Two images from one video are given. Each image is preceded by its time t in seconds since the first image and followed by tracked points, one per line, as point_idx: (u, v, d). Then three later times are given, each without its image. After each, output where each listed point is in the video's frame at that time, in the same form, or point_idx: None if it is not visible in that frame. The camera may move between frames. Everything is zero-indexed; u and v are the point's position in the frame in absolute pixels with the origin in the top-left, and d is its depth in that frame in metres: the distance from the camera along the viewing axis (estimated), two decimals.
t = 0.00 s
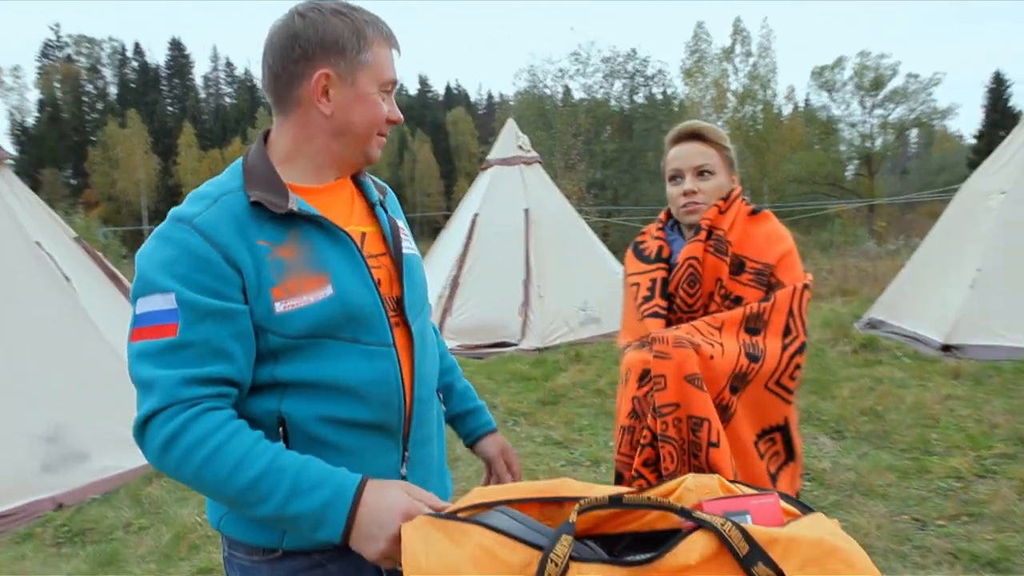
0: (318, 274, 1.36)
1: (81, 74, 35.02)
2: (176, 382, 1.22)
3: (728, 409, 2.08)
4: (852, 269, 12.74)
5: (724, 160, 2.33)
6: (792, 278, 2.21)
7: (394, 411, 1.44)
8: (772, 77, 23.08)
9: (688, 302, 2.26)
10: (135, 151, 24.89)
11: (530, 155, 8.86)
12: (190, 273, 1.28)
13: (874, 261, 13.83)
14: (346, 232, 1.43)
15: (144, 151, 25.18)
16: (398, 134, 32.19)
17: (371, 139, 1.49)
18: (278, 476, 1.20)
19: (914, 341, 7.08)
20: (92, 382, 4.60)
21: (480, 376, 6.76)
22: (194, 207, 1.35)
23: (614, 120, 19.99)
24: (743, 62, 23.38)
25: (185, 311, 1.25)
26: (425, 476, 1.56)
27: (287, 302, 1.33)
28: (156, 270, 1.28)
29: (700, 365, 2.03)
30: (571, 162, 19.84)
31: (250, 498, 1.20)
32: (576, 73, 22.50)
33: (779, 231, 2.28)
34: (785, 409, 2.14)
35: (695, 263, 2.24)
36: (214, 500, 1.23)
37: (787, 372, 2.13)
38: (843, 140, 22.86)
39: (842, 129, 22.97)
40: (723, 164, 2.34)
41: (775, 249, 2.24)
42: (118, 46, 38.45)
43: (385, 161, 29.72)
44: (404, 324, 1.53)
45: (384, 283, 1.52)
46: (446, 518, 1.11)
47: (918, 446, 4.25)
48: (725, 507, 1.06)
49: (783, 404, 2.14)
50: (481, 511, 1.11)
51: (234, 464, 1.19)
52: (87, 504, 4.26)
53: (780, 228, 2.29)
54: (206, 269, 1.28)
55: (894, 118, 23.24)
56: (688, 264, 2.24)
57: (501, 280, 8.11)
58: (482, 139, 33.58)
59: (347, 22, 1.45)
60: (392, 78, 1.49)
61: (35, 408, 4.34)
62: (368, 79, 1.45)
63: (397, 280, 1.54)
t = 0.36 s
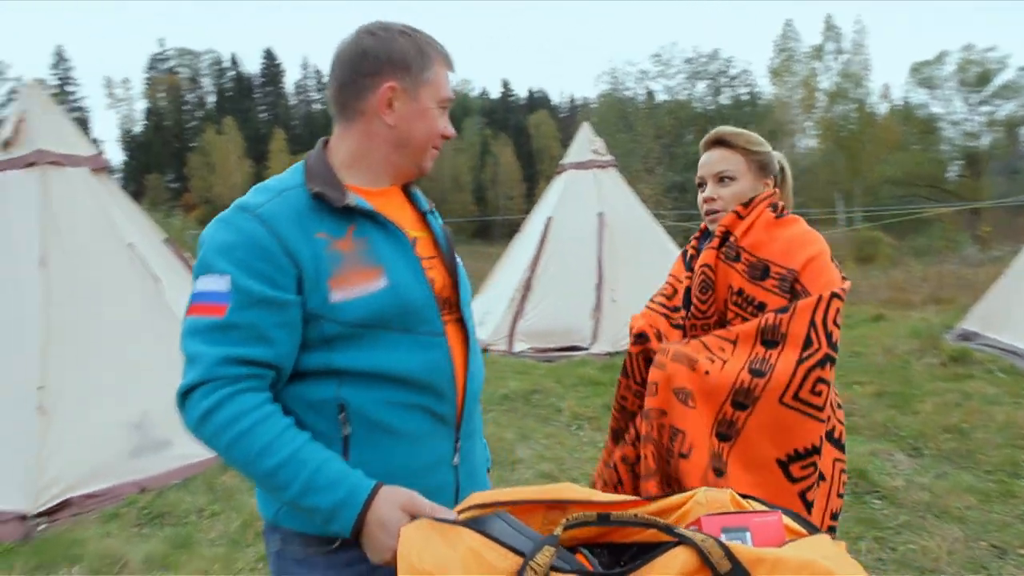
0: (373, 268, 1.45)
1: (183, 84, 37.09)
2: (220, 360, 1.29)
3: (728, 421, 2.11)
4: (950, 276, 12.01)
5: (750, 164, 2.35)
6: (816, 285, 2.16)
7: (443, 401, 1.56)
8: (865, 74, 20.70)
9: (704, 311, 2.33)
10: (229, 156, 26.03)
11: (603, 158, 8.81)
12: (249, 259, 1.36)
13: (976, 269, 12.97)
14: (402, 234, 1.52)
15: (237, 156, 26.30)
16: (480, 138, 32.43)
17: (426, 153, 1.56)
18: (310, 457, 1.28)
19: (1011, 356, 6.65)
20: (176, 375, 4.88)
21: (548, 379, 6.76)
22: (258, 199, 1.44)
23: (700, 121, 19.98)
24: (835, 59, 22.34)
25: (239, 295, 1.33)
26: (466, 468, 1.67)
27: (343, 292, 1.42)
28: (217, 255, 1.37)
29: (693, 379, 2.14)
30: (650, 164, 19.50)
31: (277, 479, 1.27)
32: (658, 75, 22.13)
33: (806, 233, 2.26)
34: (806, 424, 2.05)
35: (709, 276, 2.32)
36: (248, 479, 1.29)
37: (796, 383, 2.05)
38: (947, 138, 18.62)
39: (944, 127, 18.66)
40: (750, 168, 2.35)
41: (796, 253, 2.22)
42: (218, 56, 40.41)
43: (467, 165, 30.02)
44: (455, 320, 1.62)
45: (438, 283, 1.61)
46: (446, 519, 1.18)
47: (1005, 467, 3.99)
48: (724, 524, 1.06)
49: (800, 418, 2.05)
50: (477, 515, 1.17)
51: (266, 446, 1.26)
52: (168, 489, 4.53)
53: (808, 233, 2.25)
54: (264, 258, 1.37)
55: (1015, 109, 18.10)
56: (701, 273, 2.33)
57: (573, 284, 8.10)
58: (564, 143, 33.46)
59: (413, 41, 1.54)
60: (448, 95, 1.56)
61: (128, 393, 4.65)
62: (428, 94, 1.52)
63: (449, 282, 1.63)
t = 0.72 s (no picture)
0: (414, 248, 1.54)
1: (265, 70, 38.42)
2: (264, 316, 1.35)
3: (755, 438, 1.80)
4: None
5: (750, 172, 1.99)
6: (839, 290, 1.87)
7: (471, 373, 1.65)
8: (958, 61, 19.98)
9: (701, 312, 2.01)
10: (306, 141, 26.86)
11: (665, 147, 8.72)
12: (302, 232, 1.43)
13: None
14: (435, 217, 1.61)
15: (313, 141, 27.10)
16: (551, 125, 32.42)
17: (456, 156, 1.64)
18: (337, 417, 1.33)
19: None
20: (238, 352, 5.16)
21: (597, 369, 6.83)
22: (313, 179, 1.51)
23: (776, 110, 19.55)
24: (927, 44, 21.32)
25: (288, 261, 1.40)
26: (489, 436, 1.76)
27: (386, 267, 1.51)
28: (273, 224, 1.44)
29: (713, 390, 1.82)
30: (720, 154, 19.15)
31: (308, 435, 1.32)
32: (734, 61, 21.62)
33: (818, 243, 1.93)
34: (833, 433, 1.77)
35: (714, 279, 1.99)
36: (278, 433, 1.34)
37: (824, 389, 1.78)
38: None
39: None
40: (750, 179, 2.00)
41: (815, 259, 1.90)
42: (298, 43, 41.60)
43: (538, 151, 30.12)
44: (480, 303, 1.74)
45: (469, 270, 1.72)
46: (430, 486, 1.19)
47: None
48: (678, 507, 1.16)
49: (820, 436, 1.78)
50: (464, 488, 1.20)
51: (299, 401, 1.31)
52: (228, 458, 4.83)
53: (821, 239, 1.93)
54: (314, 231, 1.44)
55: None
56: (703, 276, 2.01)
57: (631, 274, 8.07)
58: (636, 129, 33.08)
59: (457, 55, 1.62)
60: (482, 106, 1.65)
61: (192, 371, 4.96)
62: (463, 103, 1.61)
63: (476, 271, 1.74)
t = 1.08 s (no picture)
0: (404, 252, 1.53)
1: (272, 76, 38.79)
2: (266, 314, 1.35)
3: (764, 460, 1.57)
4: None
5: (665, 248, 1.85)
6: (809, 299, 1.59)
7: (458, 370, 1.62)
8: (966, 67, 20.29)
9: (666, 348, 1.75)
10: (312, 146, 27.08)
11: (664, 155, 8.84)
12: (301, 237, 1.42)
13: None
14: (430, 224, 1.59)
15: (319, 146, 27.32)
16: (556, 131, 32.60)
17: (454, 176, 1.62)
18: (329, 408, 1.33)
19: None
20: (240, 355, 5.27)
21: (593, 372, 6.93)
22: (313, 188, 1.51)
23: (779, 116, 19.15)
24: (932, 50, 21.41)
25: (288, 264, 1.39)
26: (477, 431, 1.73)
27: (381, 270, 1.50)
28: (275, 230, 1.43)
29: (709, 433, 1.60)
30: (722, 159, 19.31)
31: (301, 423, 1.32)
32: (738, 67, 21.82)
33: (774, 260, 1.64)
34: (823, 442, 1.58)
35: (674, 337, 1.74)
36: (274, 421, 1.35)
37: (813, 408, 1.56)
38: None
39: None
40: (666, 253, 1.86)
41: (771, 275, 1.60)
42: (305, 49, 41.97)
43: (543, 156, 30.35)
44: (470, 306, 1.71)
45: (458, 274, 1.68)
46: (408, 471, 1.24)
47: None
48: (637, 489, 1.19)
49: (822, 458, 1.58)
50: (442, 471, 1.24)
51: (295, 389, 1.32)
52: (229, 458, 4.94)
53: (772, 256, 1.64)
54: (312, 235, 1.43)
55: None
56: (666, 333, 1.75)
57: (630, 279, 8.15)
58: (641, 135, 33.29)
59: (467, 84, 1.59)
60: (483, 134, 1.62)
61: (195, 373, 5.07)
62: (464, 129, 1.58)
63: (467, 276, 1.71)
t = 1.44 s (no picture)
0: (412, 245, 1.62)
1: (269, 73, 38.80)
2: (283, 299, 1.45)
3: (725, 436, 1.79)
4: None
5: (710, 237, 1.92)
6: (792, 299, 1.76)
7: (462, 359, 1.70)
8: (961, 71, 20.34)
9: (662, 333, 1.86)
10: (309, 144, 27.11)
11: (660, 157, 8.95)
12: (316, 228, 1.51)
13: None
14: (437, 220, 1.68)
15: (316, 144, 27.32)
16: (553, 131, 32.67)
17: (462, 171, 1.71)
18: (343, 390, 1.42)
19: None
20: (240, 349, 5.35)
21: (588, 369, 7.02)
22: (329, 183, 1.61)
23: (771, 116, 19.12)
24: (928, 54, 21.51)
25: (305, 254, 1.49)
26: (479, 417, 1.82)
27: (390, 261, 1.59)
28: (293, 222, 1.53)
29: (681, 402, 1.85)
30: (717, 161, 19.44)
31: (315, 401, 1.40)
32: (734, 69, 21.94)
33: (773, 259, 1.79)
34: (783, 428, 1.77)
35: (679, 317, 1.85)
36: (289, 399, 1.43)
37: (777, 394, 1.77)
38: None
39: None
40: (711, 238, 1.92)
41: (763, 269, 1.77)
42: (303, 46, 41.98)
43: (540, 156, 30.44)
44: (475, 300, 1.79)
45: (464, 268, 1.76)
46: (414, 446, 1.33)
47: None
48: (627, 463, 1.28)
49: (785, 439, 1.77)
50: (446, 446, 1.32)
51: (309, 369, 1.40)
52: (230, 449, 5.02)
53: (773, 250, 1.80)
54: (327, 225, 1.52)
55: None
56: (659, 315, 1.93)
57: (626, 279, 8.25)
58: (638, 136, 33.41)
59: (472, 85, 1.69)
60: (489, 132, 1.72)
61: (195, 366, 5.16)
62: (471, 127, 1.67)
63: (473, 269, 1.79)
